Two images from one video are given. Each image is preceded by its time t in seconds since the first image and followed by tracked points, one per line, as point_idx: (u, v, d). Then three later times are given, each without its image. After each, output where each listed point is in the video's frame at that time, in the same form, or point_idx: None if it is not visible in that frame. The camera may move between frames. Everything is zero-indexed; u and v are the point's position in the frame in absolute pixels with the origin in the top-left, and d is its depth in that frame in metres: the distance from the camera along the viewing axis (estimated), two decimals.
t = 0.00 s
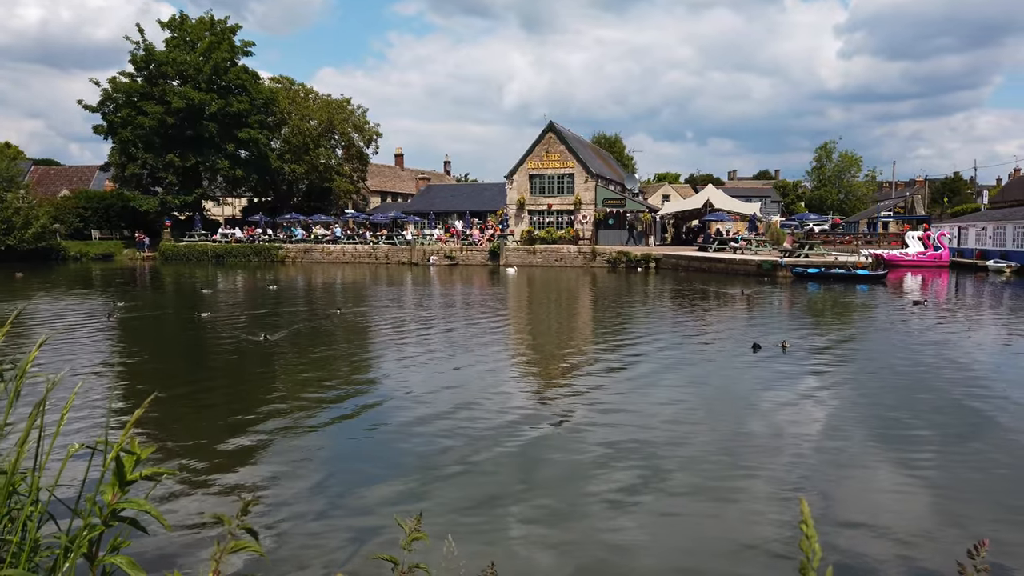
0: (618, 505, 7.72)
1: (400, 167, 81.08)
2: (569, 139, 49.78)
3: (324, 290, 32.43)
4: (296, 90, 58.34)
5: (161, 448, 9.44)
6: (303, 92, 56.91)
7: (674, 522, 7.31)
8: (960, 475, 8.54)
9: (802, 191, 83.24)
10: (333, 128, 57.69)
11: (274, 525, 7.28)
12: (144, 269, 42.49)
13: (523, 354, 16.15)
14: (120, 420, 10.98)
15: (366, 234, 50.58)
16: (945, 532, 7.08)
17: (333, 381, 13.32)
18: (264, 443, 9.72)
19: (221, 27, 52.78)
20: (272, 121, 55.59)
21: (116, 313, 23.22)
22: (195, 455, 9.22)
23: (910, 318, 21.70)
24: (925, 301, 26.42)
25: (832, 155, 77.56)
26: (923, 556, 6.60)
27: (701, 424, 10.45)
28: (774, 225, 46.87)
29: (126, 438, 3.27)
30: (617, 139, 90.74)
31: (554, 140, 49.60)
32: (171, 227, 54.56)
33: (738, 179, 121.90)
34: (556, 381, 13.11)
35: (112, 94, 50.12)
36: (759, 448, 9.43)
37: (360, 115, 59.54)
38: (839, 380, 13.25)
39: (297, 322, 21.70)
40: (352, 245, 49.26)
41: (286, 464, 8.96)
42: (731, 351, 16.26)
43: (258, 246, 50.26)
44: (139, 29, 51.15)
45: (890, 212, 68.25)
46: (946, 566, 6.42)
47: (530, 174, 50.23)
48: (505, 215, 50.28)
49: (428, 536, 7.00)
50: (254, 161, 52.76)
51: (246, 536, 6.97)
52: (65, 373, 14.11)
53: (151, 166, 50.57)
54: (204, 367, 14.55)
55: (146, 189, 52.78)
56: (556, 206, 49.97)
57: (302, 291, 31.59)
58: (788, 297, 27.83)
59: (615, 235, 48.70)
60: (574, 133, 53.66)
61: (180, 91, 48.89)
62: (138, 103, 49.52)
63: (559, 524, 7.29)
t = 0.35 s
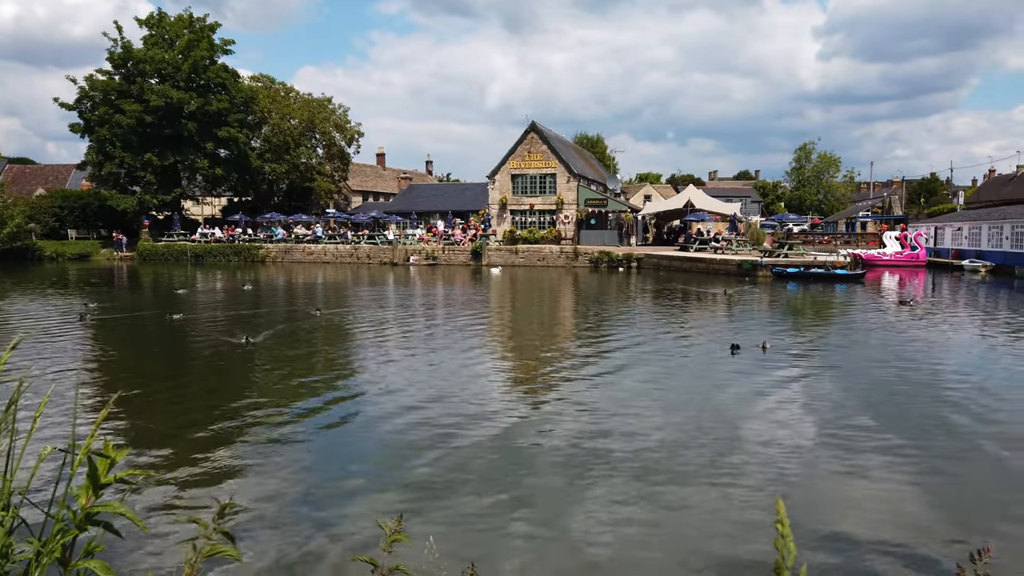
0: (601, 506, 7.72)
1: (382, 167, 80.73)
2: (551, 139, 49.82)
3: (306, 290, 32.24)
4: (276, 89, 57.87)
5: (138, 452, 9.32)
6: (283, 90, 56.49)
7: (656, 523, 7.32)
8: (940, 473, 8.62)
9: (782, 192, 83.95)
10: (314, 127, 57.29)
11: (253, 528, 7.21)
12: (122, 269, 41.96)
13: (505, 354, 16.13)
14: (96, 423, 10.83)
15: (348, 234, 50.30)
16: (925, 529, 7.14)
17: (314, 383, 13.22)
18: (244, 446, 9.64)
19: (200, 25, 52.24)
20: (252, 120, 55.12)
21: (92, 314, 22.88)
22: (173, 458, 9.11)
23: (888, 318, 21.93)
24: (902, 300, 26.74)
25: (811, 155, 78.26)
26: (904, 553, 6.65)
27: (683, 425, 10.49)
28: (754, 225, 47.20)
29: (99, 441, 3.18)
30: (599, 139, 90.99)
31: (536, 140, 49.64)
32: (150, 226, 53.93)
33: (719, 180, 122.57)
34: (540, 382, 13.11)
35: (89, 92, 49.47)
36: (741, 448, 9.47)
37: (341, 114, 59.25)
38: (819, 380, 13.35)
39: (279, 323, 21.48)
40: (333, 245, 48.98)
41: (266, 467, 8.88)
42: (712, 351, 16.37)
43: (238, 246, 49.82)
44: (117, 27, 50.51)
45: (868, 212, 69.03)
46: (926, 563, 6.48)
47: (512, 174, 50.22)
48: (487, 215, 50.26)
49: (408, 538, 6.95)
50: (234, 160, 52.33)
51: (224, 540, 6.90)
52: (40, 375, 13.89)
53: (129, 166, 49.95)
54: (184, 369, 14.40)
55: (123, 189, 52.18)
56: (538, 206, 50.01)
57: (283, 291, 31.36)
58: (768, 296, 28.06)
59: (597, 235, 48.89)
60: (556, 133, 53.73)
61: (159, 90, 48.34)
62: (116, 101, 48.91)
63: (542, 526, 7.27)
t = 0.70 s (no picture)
0: (585, 506, 7.74)
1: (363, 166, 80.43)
2: (533, 140, 49.89)
3: (287, 290, 32.07)
4: (256, 88, 57.41)
5: (116, 455, 9.23)
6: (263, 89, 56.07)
7: (640, 523, 7.35)
8: (919, 471, 8.72)
9: (762, 192, 84.65)
10: (294, 127, 56.93)
11: (233, 533, 7.14)
12: (99, 270, 41.48)
13: (487, 355, 16.16)
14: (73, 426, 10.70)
15: (329, 235, 50.06)
16: (903, 527, 7.22)
17: (296, 384, 13.16)
18: (224, 448, 9.56)
19: (178, 23, 51.73)
20: (231, 119, 54.66)
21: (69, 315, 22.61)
22: (153, 460, 9.05)
23: (866, 317, 22.19)
24: (880, 299, 27.09)
25: (790, 156, 79.00)
26: (883, 552, 6.72)
27: (667, 425, 10.54)
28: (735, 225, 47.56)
29: (76, 444, 3.14)
30: (581, 140, 91.25)
31: (518, 140, 49.68)
32: (128, 226, 53.34)
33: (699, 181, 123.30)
34: (522, 382, 13.15)
35: (65, 90, 48.80)
36: (724, 448, 9.53)
37: (322, 114, 58.96)
38: (801, 380, 13.47)
39: (259, 324, 21.32)
40: (314, 245, 48.67)
41: (246, 469, 8.81)
42: (693, 351, 16.49)
43: (218, 246, 49.39)
44: (94, 24, 49.87)
45: (845, 213, 69.83)
46: (905, 561, 6.55)
47: (494, 174, 50.24)
48: (469, 215, 50.24)
49: (389, 540, 6.93)
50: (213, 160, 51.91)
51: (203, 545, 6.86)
52: (16, 377, 13.70)
53: (107, 165, 49.37)
54: (162, 371, 14.27)
55: (100, 188, 51.56)
56: (520, 206, 50.08)
57: (263, 292, 31.14)
58: (748, 296, 28.31)
59: (579, 235, 49.01)
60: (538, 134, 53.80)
61: (136, 88, 47.82)
62: (93, 100, 48.33)
63: (525, 527, 7.27)
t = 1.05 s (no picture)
0: (569, 506, 7.76)
1: (349, 166, 80.13)
2: (519, 140, 49.90)
3: (270, 291, 31.85)
4: (240, 87, 57.02)
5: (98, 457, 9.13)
6: (247, 89, 55.66)
7: (623, 522, 7.38)
8: (900, 469, 8.81)
9: (746, 192, 85.19)
10: (279, 126, 56.59)
11: (214, 534, 7.10)
12: (81, 270, 41.10)
13: (473, 355, 16.15)
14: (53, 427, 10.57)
15: (314, 235, 49.82)
16: (884, 524, 7.30)
17: (280, 385, 13.09)
18: (209, 450, 9.49)
19: (161, 22, 51.31)
20: (215, 118, 54.25)
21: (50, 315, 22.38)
22: (135, 462, 9.00)
23: (849, 318, 22.37)
24: (862, 299, 27.33)
25: (774, 157, 79.55)
26: (864, 549, 6.78)
27: (651, 424, 10.58)
28: (719, 226, 47.81)
29: (53, 446, 3.09)
30: (567, 140, 91.40)
31: (504, 140, 49.66)
32: (109, 226, 52.81)
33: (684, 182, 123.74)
34: (507, 382, 13.16)
35: (45, 88, 48.21)
36: (707, 447, 9.58)
37: (307, 113, 58.67)
38: (784, 379, 13.55)
39: (243, 325, 21.17)
40: (299, 245, 48.41)
41: (229, 471, 8.76)
42: (678, 351, 16.58)
43: (201, 246, 48.97)
44: (75, 22, 49.35)
45: (828, 213, 70.41)
46: (886, 559, 6.59)
47: (480, 174, 50.20)
48: (455, 215, 50.17)
49: (371, 541, 6.90)
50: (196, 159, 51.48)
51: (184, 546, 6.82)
52: None
53: (88, 164, 48.85)
54: (144, 372, 14.14)
55: (82, 188, 51.01)
56: (506, 206, 50.08)
57: (247, 292, 30.91)
58: (733, 296, 28.50)
59: (565, 235, 49.07)
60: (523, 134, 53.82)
61: (118, 87, 47.33)
62: (74, 98, 47.81)
63: (509, 527, 7.28)
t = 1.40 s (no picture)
0: (556, 507, 7.74)
1: (333, 166, 79.83)
2: (504, 139, 49.90)
3: (253, 291, 31.60)
4: (223, 86, 56.60)
5: (80, 460, 9.03)
6: (230, 87, 55.26)
7: (610, 522, 7.38)
8: (885, 467, 8.86)
9: (730, 192, 85.69)
10: (262, 125, 56.25)
11: (196, 538, 7.02)
12: (61, 270, 40.67)
13: (459, 355, 16.14)
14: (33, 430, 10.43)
15: (298, 235, 49.53)
16: (869, 522, 7.33)
17: (265, 386, 13.01)
18: (193, 452, 9.43)
19: (143, 19, 50.83)
20: (198, 117, 53.77)
21: (29, 317, 22.12)
22: (117, 464, 8.88)
23: (832, 317, 22.57)
24: (845, 299, 27.57)
25: (757, 157, 80.10)
26: (848, 546, 6.81)
27: (638, 423, 10.63)
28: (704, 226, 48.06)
29: (30, 449, 3.03)
30: (552, 140, 91.52)
31: (489, 140, 49.65)
32: (90, 226, 52.23)
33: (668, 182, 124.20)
34: (494, 382, 13.16)
35: (25, 86, 47.64)
36: (694, 447, 9.59)
37: (290, 112, 58.39)
38: (770, 379, 13.61)
39: (226, 325, 21.00)
40: (283, 245, 48.14)
41: (213, 475, 8.67)
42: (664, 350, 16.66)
43: (184, 246, 48.52)
44: (55, 19, 48.80)
45: (811, 214, 70.98)
46: (868, 555, 6.66)
47: (466, 174, 50.16)
48: (440, 215, 50.10)
49: (354, 542, 6.88)
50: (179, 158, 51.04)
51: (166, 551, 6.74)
52: None
53: (68, 163, 48.31)
54: (126, 373, 14.00)
55: (62, 187, 50.45)
56: (491, 206, 50.07)
57: (230, 292, 30.68)
58: (717, 296, 28.68)
59: (550, 235, 49.15)
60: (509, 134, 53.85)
61: (99, 85, 46.83)
62: (53, 97, 47.27)
63: (496, 529, 7.25)
